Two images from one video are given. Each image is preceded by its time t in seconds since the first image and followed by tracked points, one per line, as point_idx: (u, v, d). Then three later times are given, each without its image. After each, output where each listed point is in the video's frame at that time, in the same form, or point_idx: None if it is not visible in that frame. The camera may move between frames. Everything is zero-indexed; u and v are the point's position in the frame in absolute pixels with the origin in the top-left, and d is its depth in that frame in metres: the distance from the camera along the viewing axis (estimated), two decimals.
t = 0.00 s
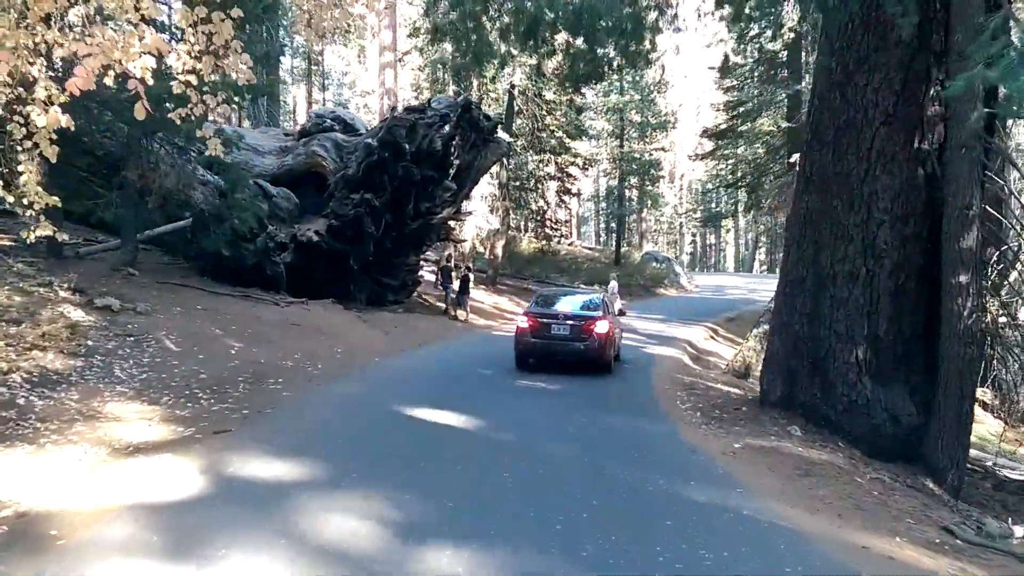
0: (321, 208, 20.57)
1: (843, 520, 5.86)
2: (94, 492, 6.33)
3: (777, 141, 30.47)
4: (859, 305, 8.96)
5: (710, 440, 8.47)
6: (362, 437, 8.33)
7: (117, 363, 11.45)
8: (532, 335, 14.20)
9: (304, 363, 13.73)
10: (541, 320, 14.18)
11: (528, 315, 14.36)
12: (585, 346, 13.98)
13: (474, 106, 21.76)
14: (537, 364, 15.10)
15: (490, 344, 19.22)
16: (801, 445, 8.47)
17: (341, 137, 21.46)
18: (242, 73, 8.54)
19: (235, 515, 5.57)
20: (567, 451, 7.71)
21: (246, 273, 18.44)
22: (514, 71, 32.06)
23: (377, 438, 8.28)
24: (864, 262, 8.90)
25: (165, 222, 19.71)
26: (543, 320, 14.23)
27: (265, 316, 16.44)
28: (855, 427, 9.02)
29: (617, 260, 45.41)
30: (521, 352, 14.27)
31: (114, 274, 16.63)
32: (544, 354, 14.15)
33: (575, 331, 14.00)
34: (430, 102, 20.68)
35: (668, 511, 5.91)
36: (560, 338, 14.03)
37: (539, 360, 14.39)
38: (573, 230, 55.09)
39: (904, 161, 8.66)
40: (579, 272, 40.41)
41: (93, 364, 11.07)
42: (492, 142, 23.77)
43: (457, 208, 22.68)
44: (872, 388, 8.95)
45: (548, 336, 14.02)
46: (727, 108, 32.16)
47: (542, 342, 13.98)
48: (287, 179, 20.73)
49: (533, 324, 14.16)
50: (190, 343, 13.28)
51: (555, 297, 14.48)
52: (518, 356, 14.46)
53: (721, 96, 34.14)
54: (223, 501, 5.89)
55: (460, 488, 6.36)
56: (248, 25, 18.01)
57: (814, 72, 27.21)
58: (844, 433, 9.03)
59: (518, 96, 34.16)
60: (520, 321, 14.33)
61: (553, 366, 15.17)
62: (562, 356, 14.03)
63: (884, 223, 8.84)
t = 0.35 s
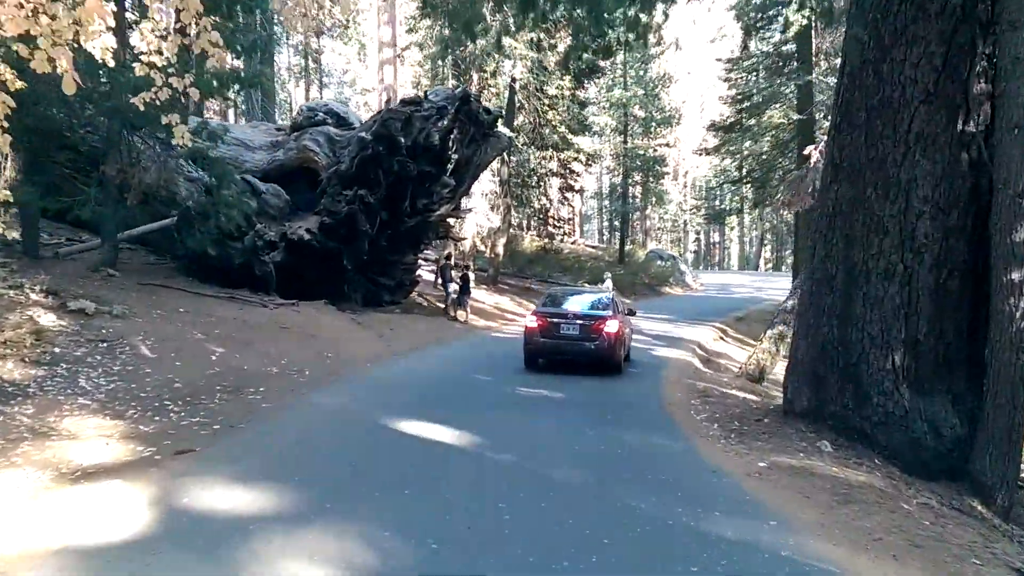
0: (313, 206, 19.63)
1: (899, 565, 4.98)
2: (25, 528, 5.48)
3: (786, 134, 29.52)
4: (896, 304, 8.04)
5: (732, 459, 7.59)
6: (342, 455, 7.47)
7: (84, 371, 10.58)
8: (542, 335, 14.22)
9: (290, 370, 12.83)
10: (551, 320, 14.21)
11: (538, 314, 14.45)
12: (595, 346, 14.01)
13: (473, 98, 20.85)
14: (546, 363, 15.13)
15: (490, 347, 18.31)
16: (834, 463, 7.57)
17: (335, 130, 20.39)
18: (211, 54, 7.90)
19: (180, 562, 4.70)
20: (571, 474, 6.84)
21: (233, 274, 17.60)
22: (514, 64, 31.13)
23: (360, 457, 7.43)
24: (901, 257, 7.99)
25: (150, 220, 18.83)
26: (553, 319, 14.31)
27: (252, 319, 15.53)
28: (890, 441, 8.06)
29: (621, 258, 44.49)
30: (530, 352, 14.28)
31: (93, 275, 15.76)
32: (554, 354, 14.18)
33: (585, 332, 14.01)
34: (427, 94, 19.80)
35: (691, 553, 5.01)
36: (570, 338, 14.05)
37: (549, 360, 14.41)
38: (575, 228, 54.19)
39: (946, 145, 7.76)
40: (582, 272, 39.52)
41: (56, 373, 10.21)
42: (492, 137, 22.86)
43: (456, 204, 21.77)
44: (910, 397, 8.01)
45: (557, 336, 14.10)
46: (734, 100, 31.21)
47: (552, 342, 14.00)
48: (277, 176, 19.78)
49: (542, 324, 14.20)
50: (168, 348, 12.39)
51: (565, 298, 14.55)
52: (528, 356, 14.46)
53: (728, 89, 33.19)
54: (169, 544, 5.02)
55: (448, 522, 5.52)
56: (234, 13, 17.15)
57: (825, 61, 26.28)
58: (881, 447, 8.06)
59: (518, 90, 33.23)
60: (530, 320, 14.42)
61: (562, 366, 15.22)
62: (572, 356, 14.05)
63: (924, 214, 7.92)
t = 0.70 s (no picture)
0: (301, 202, 18.72)
1: None
2: None
3: (792, 129, 28.61)
4: (936, 308, 7.14)
5: (754, 482, 6.72)
6: (314, 479, 6.61)
7: (38, 380, 9.69)
8: (547, 336, 13.91)
9: (269, 378, 11.92)
10: (556, 321, 13.91)
11: (544, 315, 14.11)
12: (601, 348, 13.66)
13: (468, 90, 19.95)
14: (552, 365, 14.81)
15: (486, 350, 17.39)
16: (870, 487, 6.70)
17: (323, 123, 19.33)
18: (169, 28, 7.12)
19: None
20: (572, 506, 5.98)
21: (216, 273, 16.72)
22: (512, 57, 30.24)
23: (332, 481, 6.56)
24: (941, 254, 7.09)
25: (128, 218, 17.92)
26: (558, 320, 13.98)
27: (232, 322, 14.62)
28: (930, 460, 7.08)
29: (621, 257, 43.59)
30: (536, 353, 13.97)
31: (64, 275, 14.87)
32: (560, 356, 13.87)
33: (591, 332, 13.70)
34: (420, 85, 18.91)
35: None
36: (576, 339, 13.74)
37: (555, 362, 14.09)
38: (575, 226, 53.28)
39: (993, 127, 6.88)
40: (582, 271, 38.64)
41: (6, 383, 9.31)
42: (488, 131, 21.91)
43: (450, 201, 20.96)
44: (953, 411, 7.07)
45: (562, 336, 13.77)
46: (739, 94, 30.35)
47: (558, 343, 13.69)
48: (263, 172, 18.82)
49: (548, 324, 13.89)
50: (137, 355, 11.50)
51: (571, 298, 14.25)
52: (533, 357, 14.16)
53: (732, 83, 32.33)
54: None
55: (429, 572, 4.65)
56: None
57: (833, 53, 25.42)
58: (921, 467, 7.10)
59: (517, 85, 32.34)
60: (536, 321, 14.09)
61: (570, 367, 14.89)
62: (578, 358, 13.72)
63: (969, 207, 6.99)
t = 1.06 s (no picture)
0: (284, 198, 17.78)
1: None
2: None
3: (795, 123, 27.75)
4: (984, 311, 6.24)
5: (779, 514, 5.83)
6: (270, 516, 5.74)
7: None
8: (550, 336, 13.85)
9: (242, 386, 11.04)
10: (559, 321, 13.85)
11: (547, 315, 14.06)
12: (604, 348, 13.59)
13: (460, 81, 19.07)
14: (554, 365, 14.71)
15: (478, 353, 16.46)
16: (912, 518, 5.82)
17: (307, 115, 18.35)
18: None
19: None
20: (567, 548, 5.09)
21: (193, 274, 15.81)
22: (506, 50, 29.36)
23: (291, 516, 5.71)
24: (989, 249, 6.21)
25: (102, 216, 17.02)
26: (561, 320, 13.93)
27: (208, 325, 13.74)
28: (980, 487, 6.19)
29: (620, 256, 42.70)
30: (539, 354, 13.89)
31: (28, 276, 13.98)
32: (563, 357, 13.79)
33: (594, 333, 13.64)
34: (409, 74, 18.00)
35: None
36: (579, 339, 13.67)
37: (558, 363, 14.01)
38: (572, 225, 52.40)
39: None
40: (579, 270, 37.75)
41: None
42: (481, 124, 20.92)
43: (442, 197, 20.11)
44: (1005, 429, 6.17)
45: (565, 337, 13.71)
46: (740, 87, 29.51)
47: (561, 343, 13.63)
48: (244, 166, 17.88)
49: (551, 325, 13.84)
50: (99, 362, 10.62)
51: (574, 298, 14.22)
52: (535, 358, 14.08)
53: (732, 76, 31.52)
54: None
55: None
56: None
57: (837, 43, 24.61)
58: (966, 493, 6.23)
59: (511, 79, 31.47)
60: (539, 321, 14.03)
61: (572, 369, 14.81)
62: (581, 358, 13.67)
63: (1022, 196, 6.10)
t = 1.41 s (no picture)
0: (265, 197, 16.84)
1: None
2: None
3: (800, 119, 26.88)
4: None
5: (813, 560, 4.94)
6: (215, 559, 4.89)
7: None
8: (554, 338, 13.57)
9: (209, 399, 10.12)
10: (563, 323, 13.57)
11: (551, 318, 13.78)
12: (610, 350, 13.30)
13: (451, 74, 18.16)
14: (559, 368, 14.42)
15: (471, 358, 15.57)
16: (970, 565, 4.94)
17: (289, 108, 17.38)
18: None
19: None
20: None
21: (166, 276, 14.90)
22: (502, 46, 28.44)
23: (243, 558, 4.87)
24: None
25: (72, 216, 16.07)
26: (566, 323, 13.65)
27: (179, 331, 12.81)
28: None
29: (617, 257, 41.82)
30: (543, 356, 13.63)
31: None
32: (567, 359, 13.51)
33: (599, 334, 13.35)
34: (397, 66, 17.07)
35: None
36: (584, 342, 13.38)
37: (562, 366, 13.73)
38: (569, 225, 51.51)
39: None
40: (576, 271, 36.87)
41: None
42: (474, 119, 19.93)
43: (433, 195, 19.17)
44: None
45: (569, 339, 13.43)
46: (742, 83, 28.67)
47: (565, 346, 13.36)
48: (223, 162, 16.95)
49: (555, 327, 13.56)
50: (52, 374, 9.68)
51: (578, 299, 13.92)
52: (540, 360, 13.83)
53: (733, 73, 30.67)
54: None
55: None
56: None
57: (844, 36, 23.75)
58: None
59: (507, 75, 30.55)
60: (543, 324, 13.76)
61: (578, 371, 14.53)
62: (586, 360, 13.38)
63: None
